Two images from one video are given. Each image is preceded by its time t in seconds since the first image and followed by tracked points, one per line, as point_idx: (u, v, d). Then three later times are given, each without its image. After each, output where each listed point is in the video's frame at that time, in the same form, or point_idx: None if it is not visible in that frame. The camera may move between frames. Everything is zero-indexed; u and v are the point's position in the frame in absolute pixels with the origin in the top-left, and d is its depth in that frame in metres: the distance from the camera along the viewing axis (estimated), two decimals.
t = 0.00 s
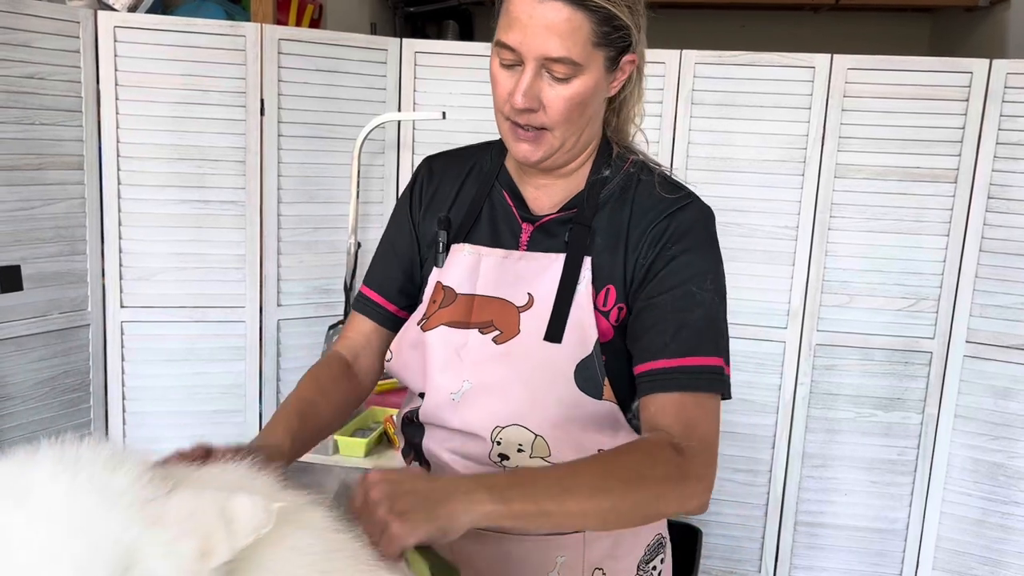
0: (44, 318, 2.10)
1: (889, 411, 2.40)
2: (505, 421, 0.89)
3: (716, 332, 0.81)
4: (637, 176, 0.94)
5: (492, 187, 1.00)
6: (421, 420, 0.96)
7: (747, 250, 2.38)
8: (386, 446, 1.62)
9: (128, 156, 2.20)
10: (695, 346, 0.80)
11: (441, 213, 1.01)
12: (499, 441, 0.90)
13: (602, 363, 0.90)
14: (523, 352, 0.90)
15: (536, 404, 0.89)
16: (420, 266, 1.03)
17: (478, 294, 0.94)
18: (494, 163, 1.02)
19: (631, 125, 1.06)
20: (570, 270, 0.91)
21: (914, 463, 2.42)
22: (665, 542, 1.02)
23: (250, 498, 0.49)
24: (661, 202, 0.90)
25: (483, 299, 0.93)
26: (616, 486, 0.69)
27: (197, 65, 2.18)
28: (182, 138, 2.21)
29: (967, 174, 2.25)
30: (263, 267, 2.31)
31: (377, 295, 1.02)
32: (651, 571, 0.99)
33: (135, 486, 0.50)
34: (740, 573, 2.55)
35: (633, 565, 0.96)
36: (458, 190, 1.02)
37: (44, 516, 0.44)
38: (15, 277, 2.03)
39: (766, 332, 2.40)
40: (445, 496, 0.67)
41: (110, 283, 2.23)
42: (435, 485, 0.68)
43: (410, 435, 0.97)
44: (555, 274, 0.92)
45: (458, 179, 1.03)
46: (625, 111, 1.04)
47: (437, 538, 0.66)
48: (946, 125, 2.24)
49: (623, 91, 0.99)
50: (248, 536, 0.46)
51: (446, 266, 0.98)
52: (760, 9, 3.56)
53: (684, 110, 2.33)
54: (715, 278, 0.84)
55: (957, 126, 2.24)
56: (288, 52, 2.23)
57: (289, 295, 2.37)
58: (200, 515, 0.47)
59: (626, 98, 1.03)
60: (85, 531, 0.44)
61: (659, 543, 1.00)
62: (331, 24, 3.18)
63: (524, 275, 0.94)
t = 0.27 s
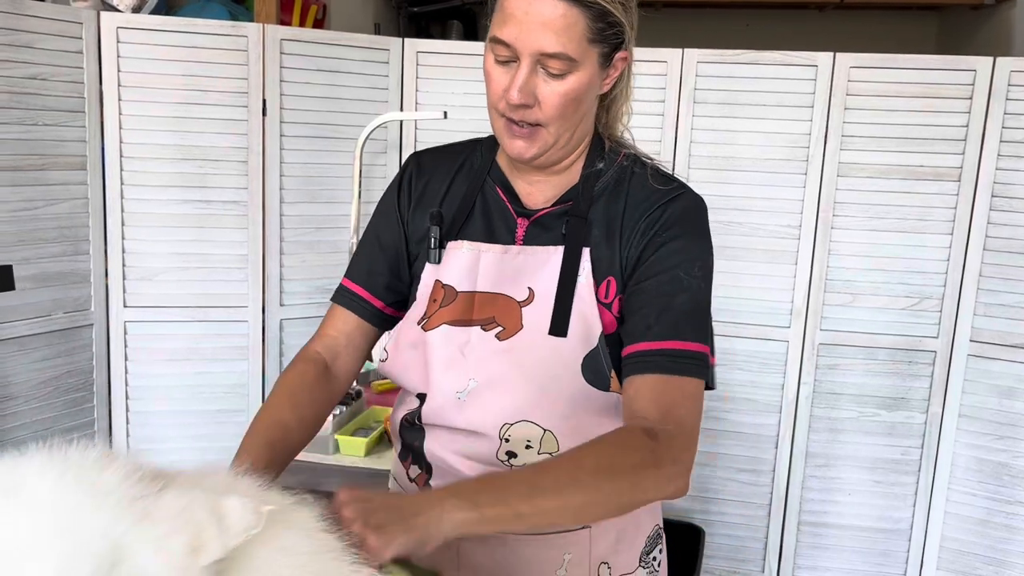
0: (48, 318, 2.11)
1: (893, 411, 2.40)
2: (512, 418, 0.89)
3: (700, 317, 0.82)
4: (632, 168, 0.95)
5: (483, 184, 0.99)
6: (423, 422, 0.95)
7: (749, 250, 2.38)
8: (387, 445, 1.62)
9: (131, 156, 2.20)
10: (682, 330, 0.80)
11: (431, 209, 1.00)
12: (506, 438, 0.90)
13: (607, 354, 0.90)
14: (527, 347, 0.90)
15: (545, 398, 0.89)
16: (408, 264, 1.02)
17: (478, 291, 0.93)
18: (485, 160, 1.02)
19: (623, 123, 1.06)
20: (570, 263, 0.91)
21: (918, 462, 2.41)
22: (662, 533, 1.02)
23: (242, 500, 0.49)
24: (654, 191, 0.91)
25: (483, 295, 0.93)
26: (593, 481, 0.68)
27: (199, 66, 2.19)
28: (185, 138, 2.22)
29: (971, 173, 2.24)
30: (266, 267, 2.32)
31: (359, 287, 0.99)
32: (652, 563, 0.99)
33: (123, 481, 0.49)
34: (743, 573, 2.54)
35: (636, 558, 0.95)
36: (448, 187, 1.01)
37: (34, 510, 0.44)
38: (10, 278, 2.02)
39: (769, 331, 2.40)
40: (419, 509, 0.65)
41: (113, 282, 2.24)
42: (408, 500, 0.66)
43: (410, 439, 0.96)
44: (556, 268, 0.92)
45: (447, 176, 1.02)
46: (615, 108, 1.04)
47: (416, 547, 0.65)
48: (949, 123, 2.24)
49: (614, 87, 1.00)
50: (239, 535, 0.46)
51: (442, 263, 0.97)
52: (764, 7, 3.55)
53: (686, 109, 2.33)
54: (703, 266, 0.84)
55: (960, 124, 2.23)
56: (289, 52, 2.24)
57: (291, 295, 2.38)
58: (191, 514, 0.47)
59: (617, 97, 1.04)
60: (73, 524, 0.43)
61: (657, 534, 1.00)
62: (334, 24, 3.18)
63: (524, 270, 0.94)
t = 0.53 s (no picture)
0: (53, 319, 2.12)
1: (898, 411, 2.39)
2: (502, 416, 0.89)
3: (698, 314, 0.81)
4: (625, 167, 0.95)
5: (476, 181, 1.00)
6: (414, 421, 0.94)
7: (753, 250, 2.37)
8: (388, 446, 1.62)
9: (135, 157, 2.21)
10: (678, 328, 0.80)
11: (424, 207, 1.01)
12: (496, 437, 0.89)
13: (596, 352, 0.90)
14: (518, 345, 0.90)
15: (535, 398, 0.88)
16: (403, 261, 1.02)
17: (469, 289, 0.93)
18: (478, 158, 1.02)
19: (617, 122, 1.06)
20: (561, 261, 0.91)
21: (923, 463, 2.40)
22: (655, 533, 1.02)
23: (231, 496, 0.47)
24: (649, 190, 0.91)
25: (474, 294, 0.93)
26: (594, 466, 0.68)
27: (203, 67, 2.19)
28: (189, 139, 2.23)
29: (976, 172, 2.23)
30: (269, 267, 2.32)
31: (357, 289, 1.00)
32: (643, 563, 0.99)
33: (110, 476, 0.48)
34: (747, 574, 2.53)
35: (627, 558, 0.95)
36: (441, 185, 1.01)
37: (16, 505, 0.42)
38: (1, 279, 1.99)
39: (773, 331, 2.39)
40: (416, 473, 0.64)
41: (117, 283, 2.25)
42: (407, 463, 0.65)
43: (403, 438, 0.95)
44: (546, 266, 0.92)
45: (440, 174, 1.02)
46: (609, 109, 1.04)
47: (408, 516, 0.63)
48: (954, 122, 2.22)
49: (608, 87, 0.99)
50: (227, 527, 0.45)
51: (433, 262, 0.97)
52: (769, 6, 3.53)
53: (689, 109, 2.32)
54: (700, 263, 0.84)
55: (966, 123, 2.22)
56: (292, 52, 2.24)
57: (295, 295, 2.38)
58: (179, 508, 0.45)
59: (612, 97, 1.03)
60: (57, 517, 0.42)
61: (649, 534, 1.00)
62: (338, 24, 3.18)
63: (514, 269, 0.94)
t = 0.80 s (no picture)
0: (58, 319, 2.13)
1: (904, 411, 2.37)
2: (499, 417, 0.88)
3: (701, 314, 0.81)
4: (619, 165, 0.94)
5: (471, 183, 0.99)
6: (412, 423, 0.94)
7: (758, 249, 2.37)
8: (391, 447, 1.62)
9: (140, 158, 2.21)
10: (680, 330, 0.80)
11: (420, 210, 1.01)
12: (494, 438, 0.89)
13: (593, 351, 0.90)
14: (514, 345, 0.89)
15: (532, 398, 0.88)
16: (400, 265, 1.02)
17: (465, 290, 0.93)
18: (474, 160, 1.02)
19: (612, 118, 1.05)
20: (557, 261, 0.91)
21: (930, 463, 2.38)
22: (655, 535, 1.01)
23: (230, 493, 0.46)
24: (643, 188, 0.90)
25: (470, 295, 0.92)
26: (603, 464, 0.68)
27: (207, 68, 2.20)
28: (193, 139, 2.23)
29: (983, 170, 2.21)
30: (274, 268, 2.33)
31: (356, 293, 0.99)
32: (643, 564, 0.99)
33: (111, 470, 0.47)
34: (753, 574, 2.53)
35: (627, 558, 0.95)
36: (437, 187, 1.01)
37: (17, 495, 0.41)
38: None
39: (778, 331, 2.38)
40: (431, 463, 0.66)
41: (122, 283, 2.25)
42: (424, 450, 0.67)
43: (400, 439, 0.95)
44: (541, 266, 0.92)
45: (436, 176, 1.02)
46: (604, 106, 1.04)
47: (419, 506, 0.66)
48: (961, 120, 2.21)
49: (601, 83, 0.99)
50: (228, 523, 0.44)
51: (428, 263, 0.97)
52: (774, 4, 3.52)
53: (694, 109, 2.32)
54: (700, 262, 0.84)
55: (971, 122, 2.21)
56: (296, 53, 2.24)
57: (299, 295, 2.38)
58: (181, 503, 0.45)
59: (604, 93, 1.03)
60: (59, 508, 0.41)
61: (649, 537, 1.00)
62: (343, 24, 3.19)
63: (509, 269, 0.93)
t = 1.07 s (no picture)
0: (63, 320, 2.14)
1: (910, 411, 2.36)
2: (502, 418, 0.89)
3: (698, 317, 0.81)
4: (619, 166, 0.94)
5: (471, 184, 0.99)
6: (415, 424, 0.94)
7: (763, 249, 2.36)
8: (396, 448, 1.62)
9: (145, 159, 2.22)
10: (676, 332, 0.80)
11: (420, 211, 1.00)
12: (496, 439, 0.89)
13: (595, 352, 0.89)
14: (517, 346, 0.89)
15: (536, 399, 0.89)
16: (402, 267, 1.02)
17: (467, 291, 0.93)
18: (474, 160, 1.02)
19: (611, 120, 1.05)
20: (558, 262, 0.91)
21: (937, 463, 2.37)
22: (661, 536, 1.01)
23: (231, 495, 0.46)
24: (643, 189, 0.90)
25: (472, 295, 0.92)
26: (603, 486, 0.68)
27: (211, 69, 2.20)
28: (198, 140, 2.24)
29: (990, 169, 2.20)
30: (278, 268, 2.33)
31: (358, 294, 1.00)
32: (649, 567, 0.99)
33: (113, 468, 0.46)
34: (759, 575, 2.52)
35: (631, 560, 0.95)
36: (438, 188, 1.01)
37: (18, 494, 0.41)
38: None
39: (784, 331, 2.38)
40: (432, 519, 0.68)
41: (128, 284, 2.26)
42: (421, 512, 0.69)
43: (404, 441, 0.96)
44: (542, 266, 0.91)
45: (437, 177, 1.02)
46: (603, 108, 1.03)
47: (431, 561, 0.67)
48: (967, 119, 2.20)
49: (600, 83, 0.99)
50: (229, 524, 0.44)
51: (429, 264, 0.97)
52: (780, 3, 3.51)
53: (699, 109, 2.31)
54: (697, 264, 0.83)
55: (978, 121, 2.20)
56: (301, 54, 2.24)
57: (304, 296, 2.38)
58: (183, 502, 0.44)
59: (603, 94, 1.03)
60: (61, 508, 0.40)
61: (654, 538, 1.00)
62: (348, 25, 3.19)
63: (510, 269, 0.93)
